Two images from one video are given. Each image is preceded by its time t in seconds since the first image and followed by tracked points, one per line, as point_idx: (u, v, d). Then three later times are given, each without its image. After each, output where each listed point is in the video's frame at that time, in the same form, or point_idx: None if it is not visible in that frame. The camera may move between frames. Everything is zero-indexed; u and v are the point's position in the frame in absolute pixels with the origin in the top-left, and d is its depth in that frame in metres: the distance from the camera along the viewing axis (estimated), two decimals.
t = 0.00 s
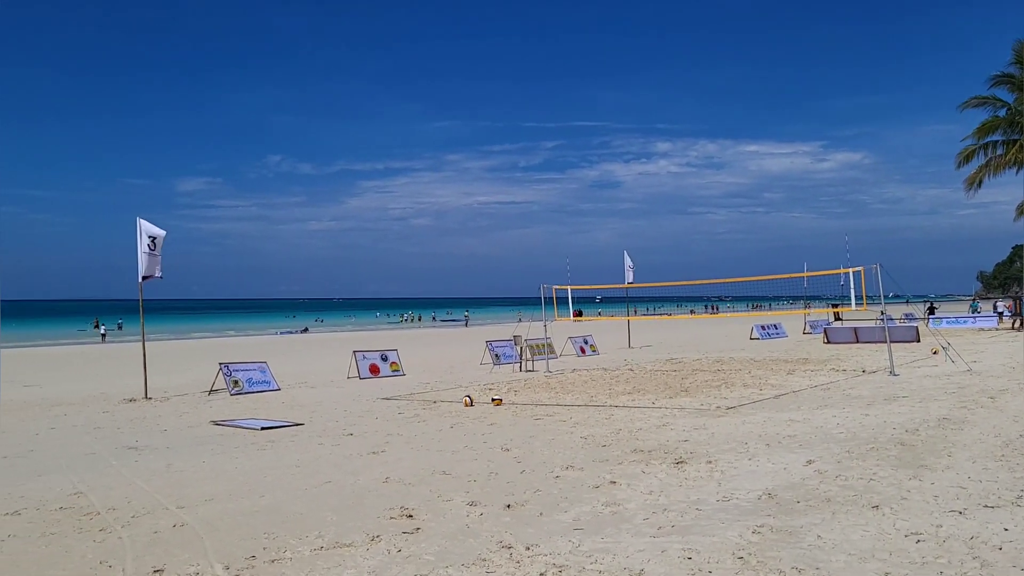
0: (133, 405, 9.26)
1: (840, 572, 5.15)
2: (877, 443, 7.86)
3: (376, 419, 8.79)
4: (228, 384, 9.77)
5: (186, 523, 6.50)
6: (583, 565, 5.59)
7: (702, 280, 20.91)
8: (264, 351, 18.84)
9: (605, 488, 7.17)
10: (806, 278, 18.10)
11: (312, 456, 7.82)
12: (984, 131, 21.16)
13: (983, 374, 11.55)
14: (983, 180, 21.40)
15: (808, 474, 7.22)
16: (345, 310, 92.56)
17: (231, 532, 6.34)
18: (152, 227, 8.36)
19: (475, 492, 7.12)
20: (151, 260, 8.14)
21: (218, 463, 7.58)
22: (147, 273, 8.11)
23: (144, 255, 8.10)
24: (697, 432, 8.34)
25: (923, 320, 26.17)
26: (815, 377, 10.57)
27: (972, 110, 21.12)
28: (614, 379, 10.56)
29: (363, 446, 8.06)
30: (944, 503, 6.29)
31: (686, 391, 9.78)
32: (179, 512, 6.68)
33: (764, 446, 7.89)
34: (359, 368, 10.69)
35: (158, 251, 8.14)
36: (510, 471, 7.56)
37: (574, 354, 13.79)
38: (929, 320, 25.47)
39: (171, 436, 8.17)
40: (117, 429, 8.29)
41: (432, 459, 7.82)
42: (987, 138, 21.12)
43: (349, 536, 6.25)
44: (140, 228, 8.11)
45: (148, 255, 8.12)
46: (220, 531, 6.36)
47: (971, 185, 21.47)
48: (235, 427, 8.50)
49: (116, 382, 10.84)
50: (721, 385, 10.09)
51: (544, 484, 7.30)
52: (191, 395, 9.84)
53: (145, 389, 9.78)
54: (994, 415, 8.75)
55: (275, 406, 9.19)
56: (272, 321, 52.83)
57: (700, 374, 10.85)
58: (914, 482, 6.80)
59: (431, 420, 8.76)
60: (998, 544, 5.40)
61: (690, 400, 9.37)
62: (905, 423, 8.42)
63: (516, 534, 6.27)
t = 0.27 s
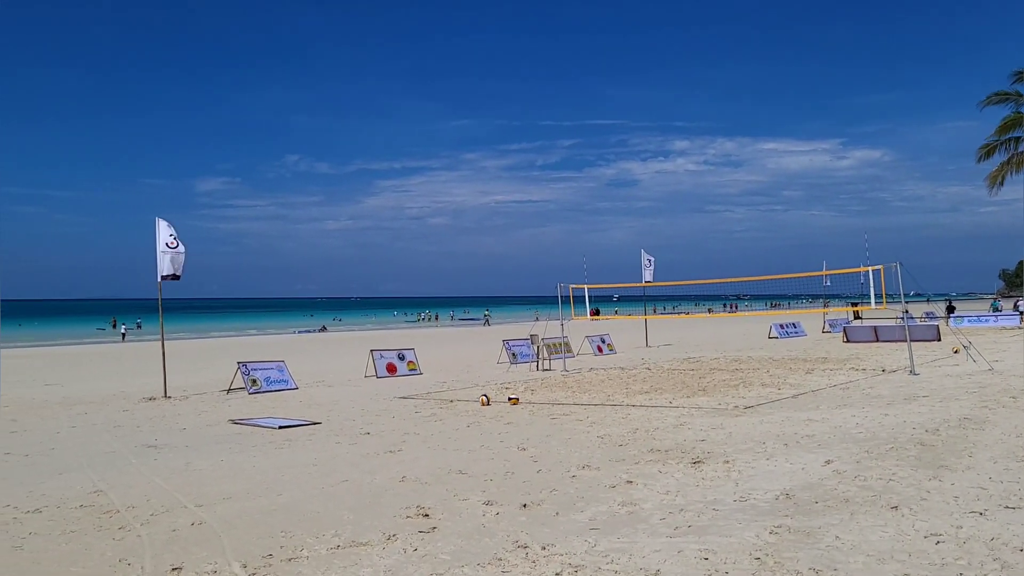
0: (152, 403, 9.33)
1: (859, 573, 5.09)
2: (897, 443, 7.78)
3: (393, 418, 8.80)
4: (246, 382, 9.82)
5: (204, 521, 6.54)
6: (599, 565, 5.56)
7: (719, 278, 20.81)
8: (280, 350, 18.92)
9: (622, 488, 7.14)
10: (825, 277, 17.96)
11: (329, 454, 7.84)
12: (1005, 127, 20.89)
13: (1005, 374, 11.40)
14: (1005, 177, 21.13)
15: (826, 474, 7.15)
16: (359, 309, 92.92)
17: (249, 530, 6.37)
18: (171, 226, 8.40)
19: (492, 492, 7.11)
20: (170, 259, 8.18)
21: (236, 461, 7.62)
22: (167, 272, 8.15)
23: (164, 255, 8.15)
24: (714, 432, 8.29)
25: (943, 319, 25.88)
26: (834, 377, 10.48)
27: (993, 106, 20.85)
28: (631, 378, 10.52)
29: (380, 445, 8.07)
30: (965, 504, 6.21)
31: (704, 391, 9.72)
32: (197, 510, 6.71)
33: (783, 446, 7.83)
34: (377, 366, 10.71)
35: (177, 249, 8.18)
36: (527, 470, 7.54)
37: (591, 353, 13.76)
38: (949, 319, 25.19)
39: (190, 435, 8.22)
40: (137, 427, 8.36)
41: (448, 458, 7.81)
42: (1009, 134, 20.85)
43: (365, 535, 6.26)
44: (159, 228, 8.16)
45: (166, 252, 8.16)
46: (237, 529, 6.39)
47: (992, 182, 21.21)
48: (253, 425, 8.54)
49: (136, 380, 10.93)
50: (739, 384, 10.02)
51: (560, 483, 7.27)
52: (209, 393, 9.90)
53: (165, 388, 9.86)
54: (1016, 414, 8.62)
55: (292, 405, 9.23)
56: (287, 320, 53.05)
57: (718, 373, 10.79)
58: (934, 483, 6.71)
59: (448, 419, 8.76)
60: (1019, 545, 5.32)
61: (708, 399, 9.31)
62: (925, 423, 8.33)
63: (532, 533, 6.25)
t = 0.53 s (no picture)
0: (172, 402, 9.40)
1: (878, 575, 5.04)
2: (917, 444, 7.69)
3: (410, 417, 8.82)
4: (265, 381, 9.86)
5: (222, 519, 6.57)
6: (615, 565, 5.54)
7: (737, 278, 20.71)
8: (298, 349, 18.99)
9: (639, 488, 7.11)
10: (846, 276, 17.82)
11: (347, 453, 7.86)
12: None
13: None
14: None
15: (845, 475, 7.09)
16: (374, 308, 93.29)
17: (266, 529, 6.39)
18: (192, 226, 8.46)
19: (508, 491, 7.10)
20: (190, 258, 8.22)
21: (255, 460, 7.66)
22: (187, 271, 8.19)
23: (184, 254, 8.19)
24: (733, 432, 8.24)
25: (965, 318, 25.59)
26: (855, 377, 10.39)
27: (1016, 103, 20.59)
28: (649, 378, 10.49)
29: (397, 444, 8.08)
30: (986, 506, 6.12)
31: (723, 391, 9.68)
32: (215, 509, 6.75)
33: (802, 446, 7.77)
34: (395, 366, 10.73)
35: (197, 248, 8.21)
36: (544, 470, 7.53)
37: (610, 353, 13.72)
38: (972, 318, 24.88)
39: (210, 433, 8.27)
40: (157, 426, 8.42)
41: (466, 457, 7.81)
42: None
43: (382, 534, 6.27)
44: (180, 228, 8.20)
45: (187, 252, 8.21)
46: (255, 527, 6.41)
47: (1016, 180, 20.94)
48: (272, 424, 8.57)
49: (157, 379, 11.02)
50: (758, 384, 9.97)
51: (577, 483, 7.25)
52: (229, 392, 9.95)
53: (185, 387, 9.92)
54: None
55: (311, 404, 9.26)
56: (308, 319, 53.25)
57: (737, 373, 10.73)
58: (955, 484, 6.64)
59: (465, 418, 8.77)
60: None
61: (726, 399, 9.26)
62: (946, 424, 8.23)
63: (548, 533, 6.24)
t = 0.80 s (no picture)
0: (198, 399, 9.47)
1: None
2: (944, 445, 7.61)
3: (433, 416, 8.84)
4: (289, 379, 9.91)
5: (247, 516, 6.61)
6: (638, 564, 5.52)
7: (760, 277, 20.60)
8: (317, 347, 19.06)
9: (662, 487, 7.08)
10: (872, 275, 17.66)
11: (370, 451, 7.88)
12: None
13: None
14: None
15: (871, 475, 7.03)
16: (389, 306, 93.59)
17: (290, 525, 6.42)
18: (217, 225, 8.51)
19: (530, 490, 7.09)
20: (215, 257, 8.26)
21: (279, 457, 7.70)
22: (212, 270, 8.24)
23: (209, 253, 8.24)
24: (757, 431, 8.20)
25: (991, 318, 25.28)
26: (881, 377, 10.29)
27: None
28: (672, 377, 10.45)
29: (420, 442, 8.10)
30: (1015, 507, 6.05)
31: (747, 390, 9.63)
32: (240, 505, 6.79)
33: (826, 446, 7.71)
34: (418, 364, 10.76)
35: (222, 248, 8.26)
36: (566, 468, 7.52)
37: (633, 352, 13.69)
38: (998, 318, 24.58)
39: (235, 430, 8.32)
40: (183, 423, 8.48)
41: (488, 455, 7.82)
42: None
43: (404, 532, 6.28)
44: (204, 226, 8.24)
45: (212, 251, 8.26)
46: (279, 524, 6.45)
47: None
48: (296, 422, 8.62)
49: (183, 376, 11.11)
50: (782, 384, 9.91)
51: (600, 482, 7.24)
52: (254, 390, 10.01)
53: (210, 384, 9.99)
54: None
55: (335, 402, 9.30)
56: (324, 317, 53.54)
57: (761, 373, 10.67)
58: (982, 486, 6.56)
59: (488, 416, 8.78)
60: None
61: (751, 399, 9.22)
62: (974, 425, 8.14)
63: (570, 532, 6.23)
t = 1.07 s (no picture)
0: (232, 397, 9.58)
1: None
2: (983, 447, 7.48)
3: (464, 414, 8.86)
4: (322, 378, 9.99)
5: (279, 512, 6.66)
6: (669, 565, 5.49)
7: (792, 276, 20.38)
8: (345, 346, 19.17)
9: (693, 487, 7.04)
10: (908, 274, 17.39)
11: (401, 449, 7.92)
12: None
13: None
14: None
15: (906, 477, 6.93)
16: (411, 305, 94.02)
17: (322, 522, 6.46)
18: (249, 225, 8.58)
19: (561, 489, 7.08)
20: (248, 256, 8.34)
21: (311, 454, 7.76)
22: (245, 270, 8.32)
23: (242, 253, 8.31)
24: (790, 432, 8.12)
25: None
26: (918, 377, 10.14)
27: None
28: (704, 377, 10.39)
29: (451, 441, 8.12)
30: None
31: (780, 390, 9.54)
32: (273, 502, 6.84)
33: (861, 448, 7.61)
34: (449, 363, 10.79)
35: (255, 248, 8.33)
36: (597, 468, 7.49)
37: (664, 351, 13.62)
38: None
39: (268, 428, 8.40)
40: (217, 420, 8.58)
41: (518, 454, 7.82)
42: None
43: (434, 530, 6.30)
44: (236, 226, 8.32)
45: (245, 252, 8.33)
46: (311, 521, 6.49)
47: None
48: (329, 419, 8.68)
49: (217, 374, 11.24)
50: (816, 384, 9.81)
51: (630, 482, 7.20)
52: (287, 388, 10.10)
53: (244, 382, 10.10)
54: None
55: (366, 400, 9.35)
56: (348, 316, 53.95)
57: (795, 373, 10.57)
58: (1022, 489, 6.44)
59: (518, 415, 8.78)
60: None
61: (784, 399, 9.13)
62: (1013, 426, 7.98)
63: (601, 531, 6.21)
